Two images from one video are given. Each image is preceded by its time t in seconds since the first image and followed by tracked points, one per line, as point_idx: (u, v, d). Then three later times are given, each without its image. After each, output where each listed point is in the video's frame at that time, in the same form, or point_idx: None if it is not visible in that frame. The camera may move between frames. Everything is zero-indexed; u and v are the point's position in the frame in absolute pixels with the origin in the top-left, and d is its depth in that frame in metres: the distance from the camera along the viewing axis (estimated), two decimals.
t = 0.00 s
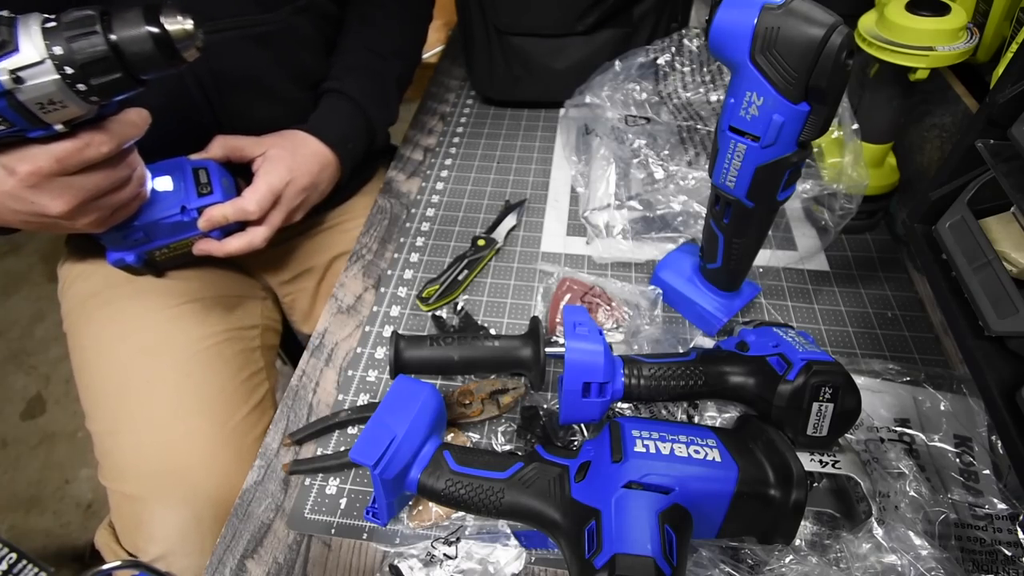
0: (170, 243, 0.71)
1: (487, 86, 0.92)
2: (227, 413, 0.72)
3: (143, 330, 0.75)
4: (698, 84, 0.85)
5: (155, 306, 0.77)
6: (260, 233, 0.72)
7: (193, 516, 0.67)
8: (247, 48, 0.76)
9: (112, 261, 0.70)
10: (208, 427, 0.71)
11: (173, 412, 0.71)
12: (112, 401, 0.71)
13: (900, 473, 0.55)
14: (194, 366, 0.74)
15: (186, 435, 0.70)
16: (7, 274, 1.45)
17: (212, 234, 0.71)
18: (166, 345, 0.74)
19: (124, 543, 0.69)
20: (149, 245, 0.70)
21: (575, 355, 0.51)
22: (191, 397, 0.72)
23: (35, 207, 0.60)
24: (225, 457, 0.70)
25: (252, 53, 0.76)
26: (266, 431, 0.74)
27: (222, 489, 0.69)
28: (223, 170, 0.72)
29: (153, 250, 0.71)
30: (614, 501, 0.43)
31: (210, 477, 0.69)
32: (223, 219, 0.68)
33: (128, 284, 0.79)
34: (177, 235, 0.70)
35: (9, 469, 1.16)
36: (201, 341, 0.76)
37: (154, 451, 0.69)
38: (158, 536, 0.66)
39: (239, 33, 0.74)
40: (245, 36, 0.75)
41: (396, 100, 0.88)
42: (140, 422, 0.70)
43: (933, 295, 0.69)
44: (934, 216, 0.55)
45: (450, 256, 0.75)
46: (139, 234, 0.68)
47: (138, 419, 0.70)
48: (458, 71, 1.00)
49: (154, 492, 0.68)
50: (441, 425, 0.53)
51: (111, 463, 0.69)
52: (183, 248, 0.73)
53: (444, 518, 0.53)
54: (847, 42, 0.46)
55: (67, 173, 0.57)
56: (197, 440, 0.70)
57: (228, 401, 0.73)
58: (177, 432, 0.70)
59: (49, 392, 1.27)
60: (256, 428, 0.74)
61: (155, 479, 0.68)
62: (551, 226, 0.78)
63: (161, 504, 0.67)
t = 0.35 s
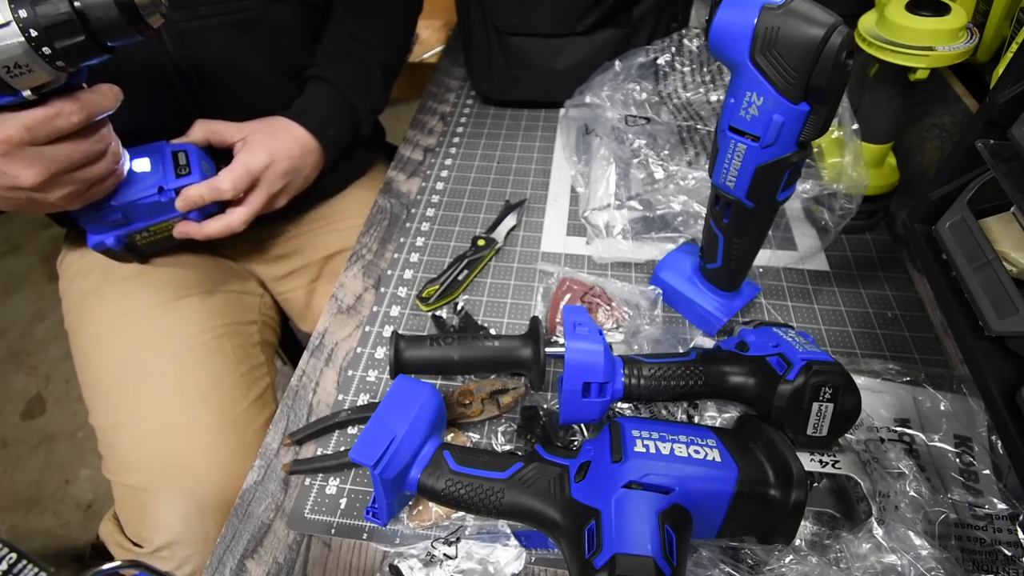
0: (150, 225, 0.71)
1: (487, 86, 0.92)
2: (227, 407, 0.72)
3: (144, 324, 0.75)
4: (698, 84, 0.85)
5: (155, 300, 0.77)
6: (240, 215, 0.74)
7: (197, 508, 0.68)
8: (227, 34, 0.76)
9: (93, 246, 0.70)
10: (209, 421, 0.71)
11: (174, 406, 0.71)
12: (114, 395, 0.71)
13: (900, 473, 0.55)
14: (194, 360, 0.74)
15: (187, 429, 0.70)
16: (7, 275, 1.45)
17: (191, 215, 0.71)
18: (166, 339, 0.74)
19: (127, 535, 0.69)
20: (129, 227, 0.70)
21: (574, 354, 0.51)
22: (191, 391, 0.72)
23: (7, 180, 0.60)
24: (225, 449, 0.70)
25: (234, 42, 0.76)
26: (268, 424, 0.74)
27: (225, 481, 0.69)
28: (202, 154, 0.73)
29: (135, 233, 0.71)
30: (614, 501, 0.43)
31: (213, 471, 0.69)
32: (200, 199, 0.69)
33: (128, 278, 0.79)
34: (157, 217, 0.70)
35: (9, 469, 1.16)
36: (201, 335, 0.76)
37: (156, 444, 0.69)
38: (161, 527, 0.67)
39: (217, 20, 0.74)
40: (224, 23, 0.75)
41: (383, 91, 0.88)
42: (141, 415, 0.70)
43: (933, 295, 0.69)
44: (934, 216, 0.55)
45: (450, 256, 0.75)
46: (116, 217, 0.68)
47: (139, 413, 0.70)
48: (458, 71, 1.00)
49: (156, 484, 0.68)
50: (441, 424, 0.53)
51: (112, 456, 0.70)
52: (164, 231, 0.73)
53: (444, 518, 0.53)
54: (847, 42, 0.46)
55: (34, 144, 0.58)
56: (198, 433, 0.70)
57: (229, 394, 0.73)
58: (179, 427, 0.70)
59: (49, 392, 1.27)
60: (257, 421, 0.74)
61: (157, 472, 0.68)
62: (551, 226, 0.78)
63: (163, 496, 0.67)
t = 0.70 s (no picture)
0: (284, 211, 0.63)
1: (487, 86, 0.92)
2: (233, 400, 0.72)
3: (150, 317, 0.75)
4: (698, 84, 0.85)
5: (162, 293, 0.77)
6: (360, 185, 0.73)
7: (205, 499, 0.68)
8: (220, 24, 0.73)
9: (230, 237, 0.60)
10: (216, 413, 0.71)
11: (180, 400, 0.71)
12: (121, 388, 0.72)
13: (900, 473, 0.55)
14: (201, 353, 0.74)
15: (194, 421, 0.70)
16: (7, 275, 1.45)
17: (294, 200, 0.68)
18: (171, 333, 0.74)
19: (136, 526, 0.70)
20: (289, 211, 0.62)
21: (575, 354, 0.51)
22: (197, 385, 0.72)
23: None
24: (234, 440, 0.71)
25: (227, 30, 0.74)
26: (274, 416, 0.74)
27: (233, 473, 0.69)
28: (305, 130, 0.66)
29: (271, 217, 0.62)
30: (614, 501, 0.43)
31: (220, 463, 0.69)
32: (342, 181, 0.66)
33: (134, 273, 0.79)
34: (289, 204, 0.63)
35: (9, 469, 1.16)
36: (207, 329, 0.76)
37: (164, 436, 0.69)
38: (171, 516, 0.67)
39: (209, 8, 0.72)
40: (215, 11, 0.73)
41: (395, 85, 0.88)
42: (149, 408, 0.70)
43: (933, 295, 0.69)
44: (935, 216, 0.55)
45: (450, 256, 0.75)
46: (240, 185, 0.60)
47: (147, 406, 0.71)
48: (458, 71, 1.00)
49: (165, 474, 0.68)
50: (441, 424, 0.53)
51: (120, 449, 0.70)
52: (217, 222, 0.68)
53: (444, 518, 0.53)
54: (847, 42, 0.45)
55: None
56: (206, 426, 0.70)
57: (235, 387, 0.73)
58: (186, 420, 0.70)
59: (49, 392, 1.27)
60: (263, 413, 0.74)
61: (166, 463, 0.69)
62: (551, 226, 0.78)
63: (172, 486, 0.68)
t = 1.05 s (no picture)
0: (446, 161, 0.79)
1: (487, 86, 0.92)
2: (206, 404, 0.72)
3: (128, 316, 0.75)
4: (698, 84, 0.85)
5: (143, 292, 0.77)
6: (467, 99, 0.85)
7: (172, 501, 0.68)
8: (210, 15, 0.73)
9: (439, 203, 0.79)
10: (190, 418, 0.71)
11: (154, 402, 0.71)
12: (97, 386, 0.71)
13: (900, 473, 0.55)
14: (180, 356, 0.73)
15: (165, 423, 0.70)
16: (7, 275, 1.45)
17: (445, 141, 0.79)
18: (151, 334, 0.74)
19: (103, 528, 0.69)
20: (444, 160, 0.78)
21: (575, 354, 0.51)
22: (173, 388, 0.72)
23: None
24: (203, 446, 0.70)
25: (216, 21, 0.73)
26: (246, 423, 0.74)
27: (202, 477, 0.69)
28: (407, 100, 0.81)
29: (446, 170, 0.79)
30: (614, 500, 0.43)
31: (188, 465, 0.69)
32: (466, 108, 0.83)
33: (114, 270, 0.78)
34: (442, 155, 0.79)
35: (9, 469, 1.16)
36: (188, 329, 0.76)
37: (134, 436, 0.69)
38: (133, 520, 0.67)
39: None
40: (208, 2, 0.72)
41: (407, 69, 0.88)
42: (123, 409, 0.70)
43: (933, 295, 0.69)
44: (934, 216, 0.55)
45: (450, 256, 0.75)
46: (419, 162, 0.77)
47: (122, 404, 0.70)
48: (459, 71, 1.00)
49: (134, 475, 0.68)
50: (441, 425, 0.53)
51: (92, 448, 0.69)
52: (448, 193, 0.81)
53: (444, 518, 0.53)
54: (847, 42, 0.45)
55: None
56: (178, 427, 0.70)
57: (210, 390, 0.73)
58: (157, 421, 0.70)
59: (49, 392, 1.26)
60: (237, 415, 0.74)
61: (136, 464, 0.68)
62: (551, 226, 0.78)
63: (139, 487, 0.68)
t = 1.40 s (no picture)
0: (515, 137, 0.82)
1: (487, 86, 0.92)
2: (202, 393, 0.72)
3: (125, 307, 0.75)
4: (698, 84, 0.85)
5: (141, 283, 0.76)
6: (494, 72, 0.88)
7: (166, 491, 0.66)
8: None
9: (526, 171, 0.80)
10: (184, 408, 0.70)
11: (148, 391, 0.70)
12: (96, 373, 0.71)
13: (900, 473, 0.55)
14: (174, 346, 0.73)
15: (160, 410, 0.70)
16: (7, 274, 1.45)
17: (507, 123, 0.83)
18: (147, 325, 0.74)
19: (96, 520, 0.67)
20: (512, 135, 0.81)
21: (575, 354, 0.51)
22: (168, 377, 0.71)
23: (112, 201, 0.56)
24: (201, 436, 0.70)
25: None
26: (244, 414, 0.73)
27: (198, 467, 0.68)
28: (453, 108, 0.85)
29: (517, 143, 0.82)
30: (614, 501, 0.43)
31: (184, 455, 0.68)
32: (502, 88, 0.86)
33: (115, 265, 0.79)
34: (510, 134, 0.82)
35: (9, 469, 1.16)
36: (182, 321, 0.75)
37: (129, 424, 0.69)
38: (125, 509, 0.65)
39: None
40: None
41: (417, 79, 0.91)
42: (116, 399, 0.70)
43: (933, 295, 0.69)
44: (935, 216, 0.55)
45: (450, 256, 0.75)
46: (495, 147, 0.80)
47: (117, 393, 0.70)
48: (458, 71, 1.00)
49: (133, 463, 0.67)
50: (442, 424, 0.53)
51: (91, 436, 0.69)
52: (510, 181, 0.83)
53: (444, 518, 0.53)
54: (847, 42, 0.46)
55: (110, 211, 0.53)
56: (175, 416, 0.70)
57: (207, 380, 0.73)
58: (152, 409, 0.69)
59: (49, 392, 1.26)
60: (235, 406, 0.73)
61: (132, 452, 0.67)
62: (551, 226, 0.78)
63: (133, 475, 0.66)
